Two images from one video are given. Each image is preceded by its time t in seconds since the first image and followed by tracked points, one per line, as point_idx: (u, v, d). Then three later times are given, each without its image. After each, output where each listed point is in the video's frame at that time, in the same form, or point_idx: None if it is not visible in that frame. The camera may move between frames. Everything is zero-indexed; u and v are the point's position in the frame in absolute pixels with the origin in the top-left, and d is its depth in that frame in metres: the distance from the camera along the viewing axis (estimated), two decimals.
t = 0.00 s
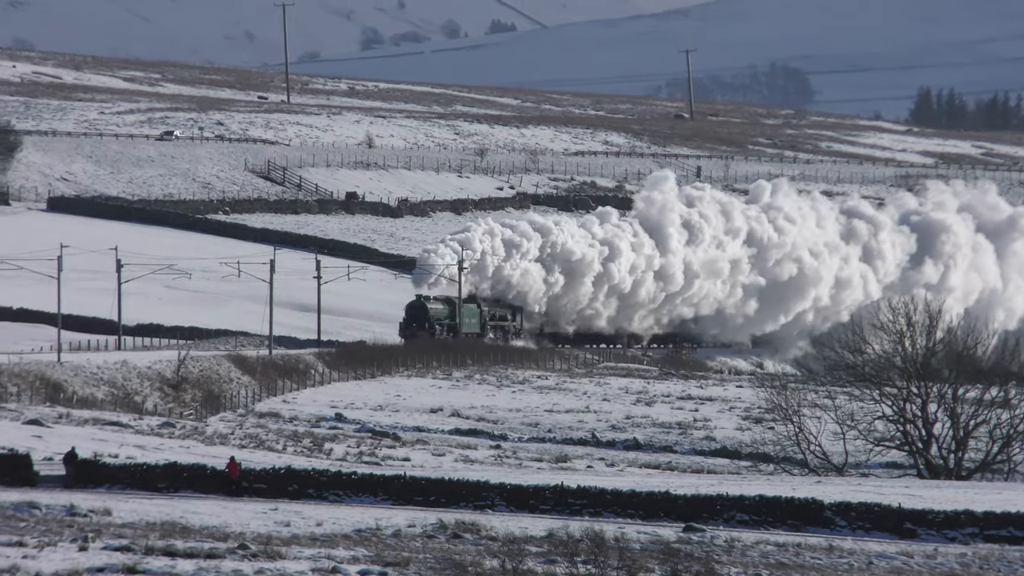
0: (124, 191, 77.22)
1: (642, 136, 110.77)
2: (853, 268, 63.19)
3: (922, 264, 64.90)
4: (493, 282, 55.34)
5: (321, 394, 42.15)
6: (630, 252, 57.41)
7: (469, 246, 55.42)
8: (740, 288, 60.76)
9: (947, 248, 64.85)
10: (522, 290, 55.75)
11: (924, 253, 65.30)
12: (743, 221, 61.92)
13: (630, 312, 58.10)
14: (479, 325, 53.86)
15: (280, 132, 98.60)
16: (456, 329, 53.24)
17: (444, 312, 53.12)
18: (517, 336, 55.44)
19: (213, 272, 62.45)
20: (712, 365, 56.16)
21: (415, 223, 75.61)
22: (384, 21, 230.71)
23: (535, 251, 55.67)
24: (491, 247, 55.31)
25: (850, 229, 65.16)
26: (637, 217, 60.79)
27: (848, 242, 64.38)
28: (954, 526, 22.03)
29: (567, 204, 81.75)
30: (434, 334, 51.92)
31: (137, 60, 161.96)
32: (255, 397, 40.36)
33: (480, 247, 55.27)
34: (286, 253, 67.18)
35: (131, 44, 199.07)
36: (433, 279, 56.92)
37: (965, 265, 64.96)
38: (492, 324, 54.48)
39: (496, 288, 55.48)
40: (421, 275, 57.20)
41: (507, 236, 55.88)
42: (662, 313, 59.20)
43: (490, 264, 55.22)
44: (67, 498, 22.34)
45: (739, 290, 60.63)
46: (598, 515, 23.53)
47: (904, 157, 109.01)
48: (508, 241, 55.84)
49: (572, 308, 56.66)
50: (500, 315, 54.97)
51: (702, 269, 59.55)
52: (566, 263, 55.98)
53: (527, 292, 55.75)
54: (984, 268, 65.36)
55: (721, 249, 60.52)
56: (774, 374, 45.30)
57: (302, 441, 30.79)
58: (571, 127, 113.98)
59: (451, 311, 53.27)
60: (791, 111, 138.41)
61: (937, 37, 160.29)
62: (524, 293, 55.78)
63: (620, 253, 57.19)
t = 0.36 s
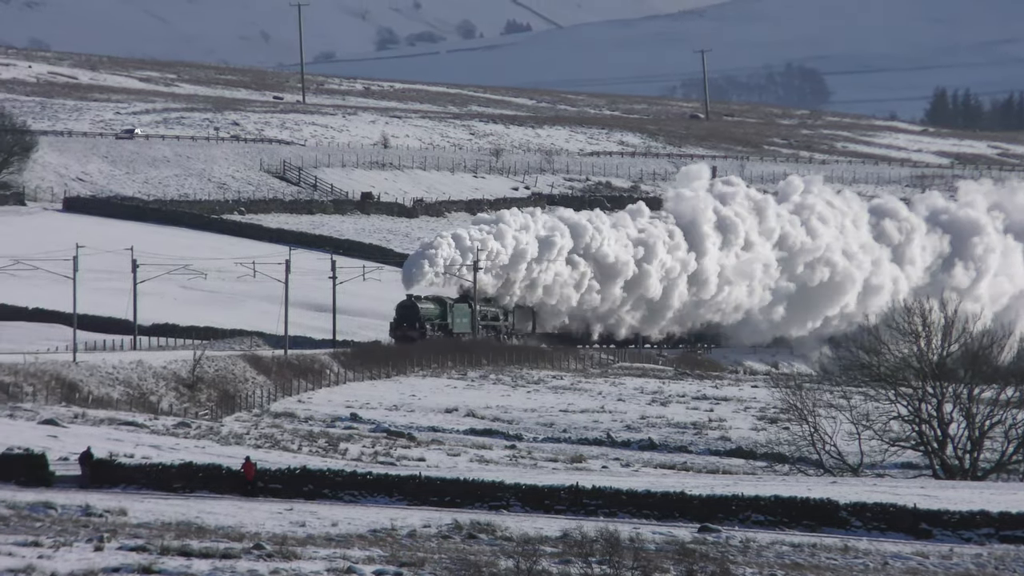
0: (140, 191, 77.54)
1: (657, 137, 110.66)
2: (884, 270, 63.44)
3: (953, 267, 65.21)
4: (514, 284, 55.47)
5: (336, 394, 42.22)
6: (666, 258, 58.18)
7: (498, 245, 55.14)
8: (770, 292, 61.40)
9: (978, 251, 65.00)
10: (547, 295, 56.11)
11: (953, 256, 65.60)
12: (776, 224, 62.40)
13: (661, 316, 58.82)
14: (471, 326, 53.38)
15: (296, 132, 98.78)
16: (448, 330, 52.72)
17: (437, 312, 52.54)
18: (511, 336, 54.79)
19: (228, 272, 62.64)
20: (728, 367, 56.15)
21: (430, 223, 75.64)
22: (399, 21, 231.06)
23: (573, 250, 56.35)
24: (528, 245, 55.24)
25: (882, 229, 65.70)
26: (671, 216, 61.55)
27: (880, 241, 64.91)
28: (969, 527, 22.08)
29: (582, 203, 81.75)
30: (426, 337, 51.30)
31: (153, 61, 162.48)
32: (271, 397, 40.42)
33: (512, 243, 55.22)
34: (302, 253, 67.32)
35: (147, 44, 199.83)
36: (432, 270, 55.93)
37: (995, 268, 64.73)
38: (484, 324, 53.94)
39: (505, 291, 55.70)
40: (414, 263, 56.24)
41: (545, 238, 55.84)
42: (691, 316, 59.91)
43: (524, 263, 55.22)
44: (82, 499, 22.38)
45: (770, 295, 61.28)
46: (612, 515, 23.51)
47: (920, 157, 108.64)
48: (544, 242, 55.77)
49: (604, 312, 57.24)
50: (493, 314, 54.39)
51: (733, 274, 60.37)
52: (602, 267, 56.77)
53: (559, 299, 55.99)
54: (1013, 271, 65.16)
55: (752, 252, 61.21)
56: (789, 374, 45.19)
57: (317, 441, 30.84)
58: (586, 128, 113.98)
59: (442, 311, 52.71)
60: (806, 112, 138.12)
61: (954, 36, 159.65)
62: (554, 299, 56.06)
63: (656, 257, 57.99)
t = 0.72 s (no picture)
0: (157, 191, 77.84)
1: (674, 137, 110.42)
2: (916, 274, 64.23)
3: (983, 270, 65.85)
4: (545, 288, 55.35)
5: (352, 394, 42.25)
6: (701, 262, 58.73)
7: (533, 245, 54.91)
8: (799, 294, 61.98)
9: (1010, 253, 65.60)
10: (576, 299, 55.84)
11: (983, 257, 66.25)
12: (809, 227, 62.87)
13: (690, 321, 59.00)
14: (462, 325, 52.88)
15: (312, 132, 98.96)
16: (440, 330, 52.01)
17: (429, 311, 51.72)
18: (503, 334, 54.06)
19: (245, 272, 62.76)
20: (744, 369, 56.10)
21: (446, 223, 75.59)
22: (415, 22, 231.33)
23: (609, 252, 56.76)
24: (564, 249, 55.09)
25: (913, 232, 66.20)
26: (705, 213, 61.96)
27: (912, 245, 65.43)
28: (986, 527, 22.05)
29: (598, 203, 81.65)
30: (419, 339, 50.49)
31: (169, 60, 163.11)
32: (287, 397, 40.48)
33: (547, 243, 55.09)
34: (318, 254, 67.41)
35: (164, 44, 200.65)
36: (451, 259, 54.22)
37: None
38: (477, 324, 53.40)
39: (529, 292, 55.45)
40: (413, 267, 53.20)
41: (584, 232, 56.57)
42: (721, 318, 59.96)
43: (558, 268, 55.07)
44: (100, 499, 22.46)
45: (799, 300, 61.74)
46: (628, 516, 23.52)
47: (936, 157, 108.00)
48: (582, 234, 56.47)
49: (635, 317, 57.63)
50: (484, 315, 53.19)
51: (765, 279, 60.95)
52: (636, 269, 57.23)
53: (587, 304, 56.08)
54: None
55: (781, 256, 61.95)
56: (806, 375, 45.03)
57: (333, 441, 30.83)
58: (602, 128, 113.86)
59: (434, 311, 51.81)
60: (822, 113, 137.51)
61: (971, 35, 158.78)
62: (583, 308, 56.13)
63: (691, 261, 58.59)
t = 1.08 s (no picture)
0: (176, 190, 78.12)
1: (693, 136, 110.03)
2: (952, 276, 64.30)
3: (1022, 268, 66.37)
4: (580, 293, 55.29)
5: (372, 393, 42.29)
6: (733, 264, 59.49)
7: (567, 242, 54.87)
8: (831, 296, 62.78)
9: None
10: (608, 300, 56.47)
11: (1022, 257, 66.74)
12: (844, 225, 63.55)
13: (720, 322, 59.84)
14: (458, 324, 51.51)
15: (331, 131, 99.11)
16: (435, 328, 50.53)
17: (423, 309, 50.14)
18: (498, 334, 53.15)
19: (264, 271, 62.91)
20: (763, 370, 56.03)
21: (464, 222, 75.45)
22: (435, 21, 231.59)
23: (644, 251, 57.58)
24: (598, 252, 55.49)
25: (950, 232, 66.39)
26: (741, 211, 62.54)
27: (949, 246, 65.65)
28: (1006, 527, 21.97)
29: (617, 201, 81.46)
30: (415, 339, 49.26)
31: (189, 60, 163.98)
32: (307, 396, 40.53)
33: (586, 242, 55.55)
34: (338, 253, 67.45)
35: (184, 43, 201.46)
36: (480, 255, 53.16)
37: None
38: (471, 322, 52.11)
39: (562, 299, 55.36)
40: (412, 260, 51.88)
41: (620, 228, 57.21)
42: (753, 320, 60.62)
43: (587, 275, 55.19)
44: (119, 498, 22.49)
45: (831, 302, 62.54)
46: (648, 515, 23.52)
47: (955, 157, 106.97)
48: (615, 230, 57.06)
49: (665, 317, 58.41)
50: (479, 313, 52.70)
51: (798, 281, 61.68)
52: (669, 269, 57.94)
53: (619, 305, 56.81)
54: None
55: (815, 257, 62.72)
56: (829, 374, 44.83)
57: (353, 441, 30.78)
58: (621, 126, 113.59)
59: (429, 309, 50.32)
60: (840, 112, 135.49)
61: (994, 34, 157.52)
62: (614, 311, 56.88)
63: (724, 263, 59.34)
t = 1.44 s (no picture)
0: (199, 190, 78.43)
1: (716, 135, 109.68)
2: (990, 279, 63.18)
3: None
4: (610, 297, 55.15)
5: (394, 393, 42.36)
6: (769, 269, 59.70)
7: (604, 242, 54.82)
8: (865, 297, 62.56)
9: None
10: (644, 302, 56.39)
11: None
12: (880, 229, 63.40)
13: (753, 324, 59.85)
14: (455, 324, 50.77)
15: (354, 131, 99.33)
16: (433, 327, 49.86)
17: (420, 309, 49.51)
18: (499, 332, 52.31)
19: (287, 271, 63.11)
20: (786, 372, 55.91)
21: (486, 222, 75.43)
22: (458, 22, 231.82)
23: (679, 248, 57.77)
24: (636, 253, 55.54)
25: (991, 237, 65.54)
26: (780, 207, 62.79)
27: (989, 251, 64.95)
28: None
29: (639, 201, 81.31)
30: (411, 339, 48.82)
31: (211, 60, 164.58)
32: (329, 396, 40.63)
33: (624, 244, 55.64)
34: (360, 253, 67.58)
35: (207, 43, 202.35)
36: (515, 254, 52.20)
37: None
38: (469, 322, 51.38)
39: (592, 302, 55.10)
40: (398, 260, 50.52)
41: (654, 220, 57.36)
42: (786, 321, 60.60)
43: (621, 278, 55.36)
44: (141, 497, 22.57)
45: (865, 304, 62.18)
46: (670, 515, 23.53)
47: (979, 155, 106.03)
48: (648, 225, 57.15)
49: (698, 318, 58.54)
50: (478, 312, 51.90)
51: (831, 284, 61.77)
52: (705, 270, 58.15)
53: (651, 306, 56.77)
54: None
55: (852, 259, 62.92)
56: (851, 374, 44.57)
57: (375, 441, 30.84)
58: (644, 127, 113.37)
59: (426, 309, 49.68)
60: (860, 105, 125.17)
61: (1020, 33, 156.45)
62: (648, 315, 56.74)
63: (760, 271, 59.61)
